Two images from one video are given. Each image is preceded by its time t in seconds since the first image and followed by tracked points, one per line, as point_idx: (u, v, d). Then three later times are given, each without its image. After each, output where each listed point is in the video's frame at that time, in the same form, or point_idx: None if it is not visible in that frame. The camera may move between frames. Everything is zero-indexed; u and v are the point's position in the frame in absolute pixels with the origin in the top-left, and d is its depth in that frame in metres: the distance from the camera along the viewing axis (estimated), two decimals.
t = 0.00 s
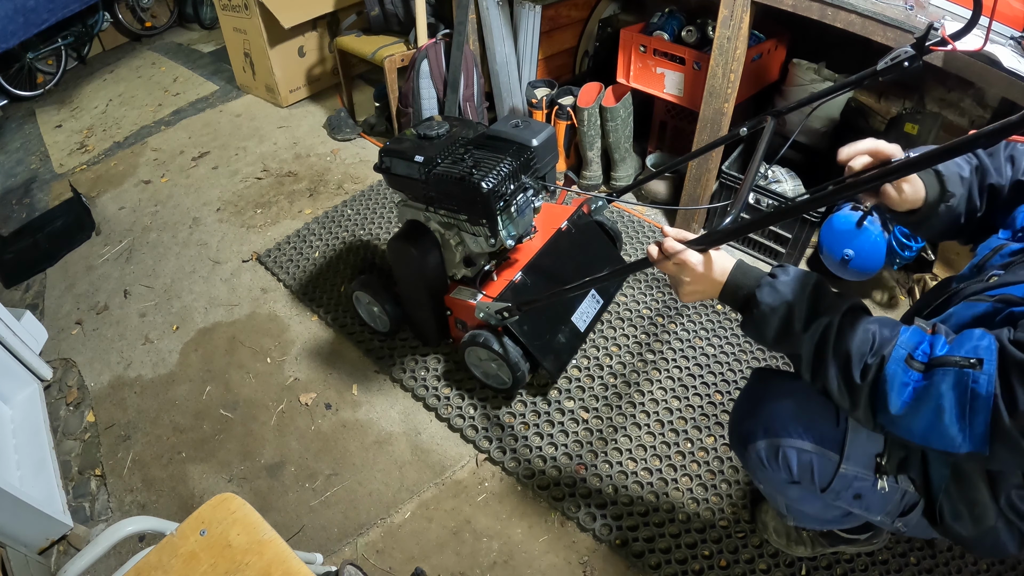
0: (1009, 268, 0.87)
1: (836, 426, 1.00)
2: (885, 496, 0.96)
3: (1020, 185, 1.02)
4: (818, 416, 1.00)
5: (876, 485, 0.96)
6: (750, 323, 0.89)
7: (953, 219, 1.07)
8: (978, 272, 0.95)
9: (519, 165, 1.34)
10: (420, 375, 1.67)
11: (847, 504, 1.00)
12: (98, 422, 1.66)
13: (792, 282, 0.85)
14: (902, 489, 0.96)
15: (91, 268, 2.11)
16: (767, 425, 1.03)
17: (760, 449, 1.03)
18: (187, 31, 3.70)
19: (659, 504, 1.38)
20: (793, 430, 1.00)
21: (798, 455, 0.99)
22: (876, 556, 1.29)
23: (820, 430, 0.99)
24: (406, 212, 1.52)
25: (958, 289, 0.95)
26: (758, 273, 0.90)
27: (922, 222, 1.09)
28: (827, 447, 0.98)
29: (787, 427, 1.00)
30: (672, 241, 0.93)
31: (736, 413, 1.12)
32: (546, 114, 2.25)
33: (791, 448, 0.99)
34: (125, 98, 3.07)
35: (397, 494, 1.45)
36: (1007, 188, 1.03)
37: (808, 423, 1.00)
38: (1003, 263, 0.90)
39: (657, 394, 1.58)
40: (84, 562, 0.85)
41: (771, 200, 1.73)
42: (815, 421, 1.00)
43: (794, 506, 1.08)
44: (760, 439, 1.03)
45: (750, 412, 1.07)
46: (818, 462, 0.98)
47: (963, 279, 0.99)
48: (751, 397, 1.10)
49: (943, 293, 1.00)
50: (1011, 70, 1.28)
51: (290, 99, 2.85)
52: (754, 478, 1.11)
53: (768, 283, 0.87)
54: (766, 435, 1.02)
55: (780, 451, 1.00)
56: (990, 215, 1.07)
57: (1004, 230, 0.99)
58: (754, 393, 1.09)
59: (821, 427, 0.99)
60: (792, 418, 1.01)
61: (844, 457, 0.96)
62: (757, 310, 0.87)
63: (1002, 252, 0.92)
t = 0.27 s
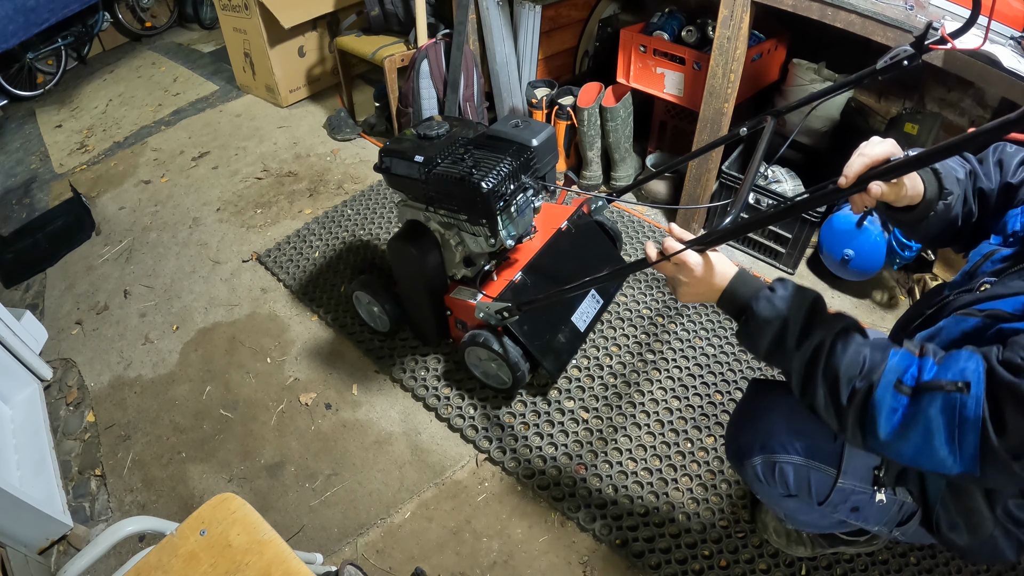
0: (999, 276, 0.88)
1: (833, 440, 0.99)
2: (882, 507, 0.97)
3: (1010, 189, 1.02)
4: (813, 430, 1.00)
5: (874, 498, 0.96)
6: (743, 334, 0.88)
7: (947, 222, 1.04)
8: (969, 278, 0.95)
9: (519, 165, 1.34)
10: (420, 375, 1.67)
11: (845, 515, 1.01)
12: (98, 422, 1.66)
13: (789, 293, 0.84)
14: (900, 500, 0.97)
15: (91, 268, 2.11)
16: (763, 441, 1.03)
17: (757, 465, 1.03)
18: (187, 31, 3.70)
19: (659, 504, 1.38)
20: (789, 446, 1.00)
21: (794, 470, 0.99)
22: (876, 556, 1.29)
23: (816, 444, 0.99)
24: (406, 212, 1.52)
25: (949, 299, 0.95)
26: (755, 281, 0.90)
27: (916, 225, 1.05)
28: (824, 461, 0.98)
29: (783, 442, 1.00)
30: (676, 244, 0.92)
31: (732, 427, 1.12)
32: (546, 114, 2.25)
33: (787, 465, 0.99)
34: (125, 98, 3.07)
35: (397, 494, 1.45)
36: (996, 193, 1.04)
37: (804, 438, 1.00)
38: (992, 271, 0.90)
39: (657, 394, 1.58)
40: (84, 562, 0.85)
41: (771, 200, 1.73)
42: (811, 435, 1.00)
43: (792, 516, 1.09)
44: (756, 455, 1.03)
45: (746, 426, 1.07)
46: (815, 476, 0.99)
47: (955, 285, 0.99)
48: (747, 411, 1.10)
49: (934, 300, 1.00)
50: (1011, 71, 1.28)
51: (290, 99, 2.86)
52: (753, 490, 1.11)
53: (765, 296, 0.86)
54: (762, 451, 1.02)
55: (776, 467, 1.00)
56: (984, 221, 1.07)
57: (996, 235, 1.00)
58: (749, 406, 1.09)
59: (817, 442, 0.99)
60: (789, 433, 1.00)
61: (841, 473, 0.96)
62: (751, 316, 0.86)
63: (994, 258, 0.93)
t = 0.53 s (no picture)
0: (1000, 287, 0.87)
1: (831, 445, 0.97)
2: (879, 510, 0.96)
3: (1006, 188, 1.02)
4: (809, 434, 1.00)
5: (870, 501, 0.94)
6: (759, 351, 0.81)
7: (949, 222, 1.04)
8: (968, 280, 0.97)
9: (519, 165, 1.34)
10: (420, 375, 1.67)
11: (842, 518, 0.99)
12: (98, 422, 1.66)
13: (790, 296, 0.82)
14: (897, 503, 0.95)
15: (91, 268, 2.11)
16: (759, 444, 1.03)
17: (752, 468, 1.03)
18: (187, 31, 3.70)
19: (659, 505, 1.38)
20: (785, 449, 1.00)
21: (790, 473, 0.99)
22: (876, 556, 1.30)
23: (812, 448, 0.98)
24: (406, 212, 1.52)
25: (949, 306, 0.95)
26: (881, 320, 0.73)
27: (919, 227, 1.04)
28: (820, 465, 0.97)
29: (779, 446, 1.01)
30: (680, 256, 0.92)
31: (729, 432, 1.12)
32: (547, 114, 2.25)
33: (783, 468, 0.99)
34: (124, 98, 3.07)
35: (397, 494, 1.45)
36: (993, 192, 1.04)
37: (800, 442, 0.99)
38: (991, 272, 0.92)
39: (657, 394, 1.58)
40: (84, 562, 0.85)
41: (771, 200, 1.73)
42: (807, 438, 0.99)
43: (790, 518, 1.08)
44: (752, 458, 1.03)
45: (743, 429, 1.08)
46: (811, 480, 0.97)
47: (954, 287, 1.01)
48: (744, 415, 1.10)
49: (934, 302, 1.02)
50: (1011, 70, 1.28)
51: (290, 99, 2.86)
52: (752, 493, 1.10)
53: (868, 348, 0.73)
54: (758, 455, 1.03)
55: (772, 470, 1.00)
56: (982, 222, 1.07)
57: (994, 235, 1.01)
58: (748, 411, 1.10)
59: (814, 447, 0.98)
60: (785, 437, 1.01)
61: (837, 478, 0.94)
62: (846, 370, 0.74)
63: (992, 259, 0.94)
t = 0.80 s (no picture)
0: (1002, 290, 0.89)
1: (837, 444, 0.98)
2: (885, 509, 0.97)
3: (1011, 192, 1.03)
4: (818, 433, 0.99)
5: (876, 501, 0.95)
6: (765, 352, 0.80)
7: (953, 223, 1.03)
8: (973, 283, 0.97)
9: (519, 165, 1.34)
10: (420, 375, 1.67)
11: (848, 517, 1.00)
12: (98, 422, 1.66)
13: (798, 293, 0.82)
14: (903, 503, 0.96)
15: (91, 268, 2.11)
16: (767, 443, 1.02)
17: (760, 467, 1.03)
18: (187, 31, 3.70)
19: (659, 505, 1.38)
20: (793, 449, 0.99)
21: (798, 473, 0.99)
22: (876, 556, 1.29)
23: (821, 448, 0.98)
24: (406, 212, 1.52)
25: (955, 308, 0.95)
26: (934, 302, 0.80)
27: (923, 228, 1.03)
28: (829, 465, 0.97)
29: (787, 445, 1.00)
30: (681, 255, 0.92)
31: (737, 431, 1.11)
32: (547, 114, 2.25)
33: (792, 467, 0.99)
34: (124, 98, 3.07)
35: (397, 494, 1.45)
36: (997, 195, 1.04)
37: (809, 441, 0.99)
38: (998, 276, 0.92)
39: (657, 394, 1.58)
40: (84, 562, 0.85)
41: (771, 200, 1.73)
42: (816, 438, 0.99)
43: (795, 518, 1.08)
44: (760, 456, 1.03)
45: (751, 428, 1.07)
46: (819, 480, 0.97)
47: (958, 291, 1.01)
48: (753, 415, 1.09)
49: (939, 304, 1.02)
50: (1011, 70, 1.28)
51: (290, 99, 2.86)
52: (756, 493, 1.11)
53: (908, 330, 0.79)
54: (766, 454, 1.02)
55: (781, 469, 1.00)
56: (985, 224, 1.07)
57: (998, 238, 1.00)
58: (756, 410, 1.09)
59: (822, 446, 0.98)
60: (794, 437, 1.00)
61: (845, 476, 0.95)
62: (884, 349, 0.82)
63: (997, 263, 0.94)
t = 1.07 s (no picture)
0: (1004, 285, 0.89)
1: (835, 444, 0.98)
2: (883, 509, 0.96)
3: (1014, 192, 1.03)
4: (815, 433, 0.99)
5: (873, 501, 0.95)
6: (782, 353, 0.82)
7: (955, 222, 1.02)
8: (975, 283, 0.96)
9: (518, 165, 1.34)
10: (420, 375, 1.67)
11: (846, 518, 0.99)
12: (98, 422, 1.66)
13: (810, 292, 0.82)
14: (901, 502, 0.96)
15: (91, 268, 2.12)
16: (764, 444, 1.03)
17: (757, 467, 1.03)
18: (188, 31, 3.70)
19: (659, 505, 1.38)
20: (790, 449, 0.99)
21: (795, 473, 0.99)
22: (876, 556, 1.29)
23: (817, 447, 0.98)
24: (406, 212, 1.52)
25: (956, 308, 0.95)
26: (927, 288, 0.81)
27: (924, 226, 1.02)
28: (826, 465, 0.97)
29: (784, 445, 1.00)
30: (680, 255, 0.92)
31: (734, 431, 1.12)
32: (546, 114, 2.25)
33: (788, 467, 0.99)
34: (125, 98, 3.07)
35: (397, 494, 1.45)
36: (1000, 196, 1.05)
37: (806, 441, 0.99)
38: (999, 275, 0.91)
39: (657, 394, 1.58)
40: (84, 562, 0.85)
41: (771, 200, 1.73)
42: (813, 437, 0.99)
43: (794, 517, 1.08)
44: (758, 456, 1.03)
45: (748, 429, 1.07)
46: (816, 480, 0.97)
47: (960, 291, 1.00)
48: (750, 415, 1.09)
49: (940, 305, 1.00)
50: (1011, 70, 1.28)
51: (290, 99, 2.86)
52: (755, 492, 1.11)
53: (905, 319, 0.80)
54: (763, 454, 1.02)
55: (777, 469, 1.00)
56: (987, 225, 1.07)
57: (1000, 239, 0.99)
58: (754, 409, 1.09)
59: (820, 446, 0.98)
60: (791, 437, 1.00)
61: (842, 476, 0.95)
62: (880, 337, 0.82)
63: (999, 262, 0.93)
